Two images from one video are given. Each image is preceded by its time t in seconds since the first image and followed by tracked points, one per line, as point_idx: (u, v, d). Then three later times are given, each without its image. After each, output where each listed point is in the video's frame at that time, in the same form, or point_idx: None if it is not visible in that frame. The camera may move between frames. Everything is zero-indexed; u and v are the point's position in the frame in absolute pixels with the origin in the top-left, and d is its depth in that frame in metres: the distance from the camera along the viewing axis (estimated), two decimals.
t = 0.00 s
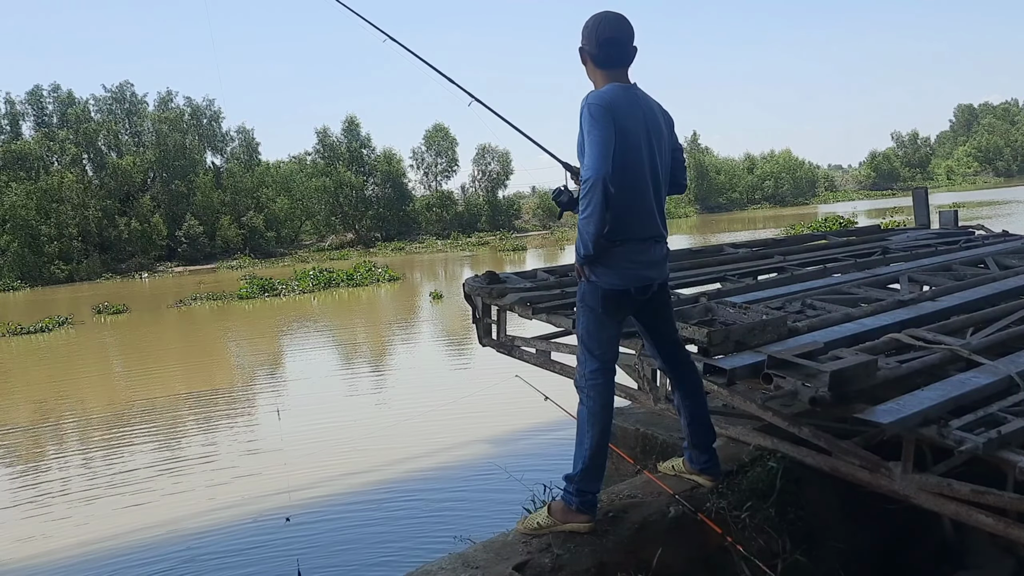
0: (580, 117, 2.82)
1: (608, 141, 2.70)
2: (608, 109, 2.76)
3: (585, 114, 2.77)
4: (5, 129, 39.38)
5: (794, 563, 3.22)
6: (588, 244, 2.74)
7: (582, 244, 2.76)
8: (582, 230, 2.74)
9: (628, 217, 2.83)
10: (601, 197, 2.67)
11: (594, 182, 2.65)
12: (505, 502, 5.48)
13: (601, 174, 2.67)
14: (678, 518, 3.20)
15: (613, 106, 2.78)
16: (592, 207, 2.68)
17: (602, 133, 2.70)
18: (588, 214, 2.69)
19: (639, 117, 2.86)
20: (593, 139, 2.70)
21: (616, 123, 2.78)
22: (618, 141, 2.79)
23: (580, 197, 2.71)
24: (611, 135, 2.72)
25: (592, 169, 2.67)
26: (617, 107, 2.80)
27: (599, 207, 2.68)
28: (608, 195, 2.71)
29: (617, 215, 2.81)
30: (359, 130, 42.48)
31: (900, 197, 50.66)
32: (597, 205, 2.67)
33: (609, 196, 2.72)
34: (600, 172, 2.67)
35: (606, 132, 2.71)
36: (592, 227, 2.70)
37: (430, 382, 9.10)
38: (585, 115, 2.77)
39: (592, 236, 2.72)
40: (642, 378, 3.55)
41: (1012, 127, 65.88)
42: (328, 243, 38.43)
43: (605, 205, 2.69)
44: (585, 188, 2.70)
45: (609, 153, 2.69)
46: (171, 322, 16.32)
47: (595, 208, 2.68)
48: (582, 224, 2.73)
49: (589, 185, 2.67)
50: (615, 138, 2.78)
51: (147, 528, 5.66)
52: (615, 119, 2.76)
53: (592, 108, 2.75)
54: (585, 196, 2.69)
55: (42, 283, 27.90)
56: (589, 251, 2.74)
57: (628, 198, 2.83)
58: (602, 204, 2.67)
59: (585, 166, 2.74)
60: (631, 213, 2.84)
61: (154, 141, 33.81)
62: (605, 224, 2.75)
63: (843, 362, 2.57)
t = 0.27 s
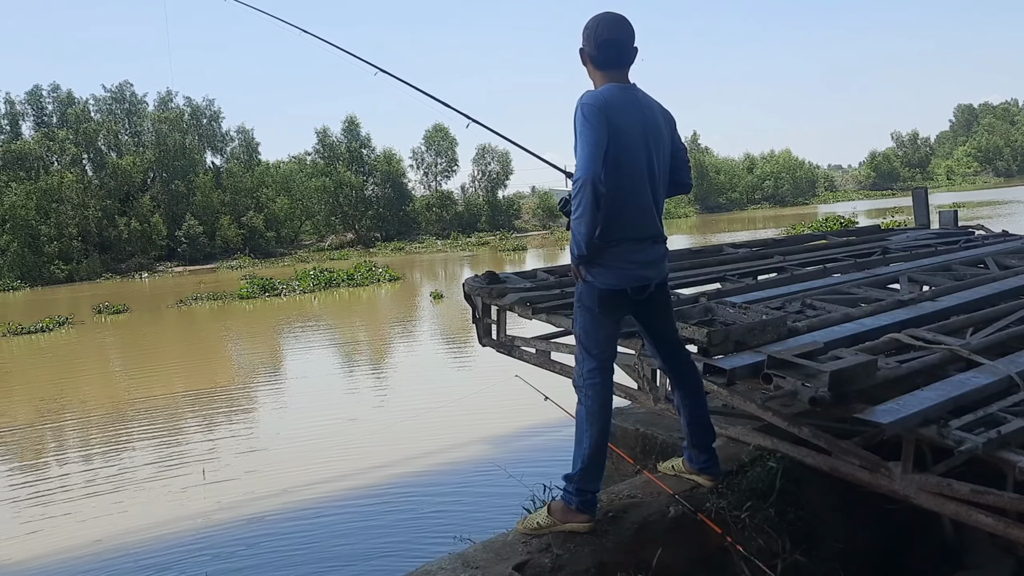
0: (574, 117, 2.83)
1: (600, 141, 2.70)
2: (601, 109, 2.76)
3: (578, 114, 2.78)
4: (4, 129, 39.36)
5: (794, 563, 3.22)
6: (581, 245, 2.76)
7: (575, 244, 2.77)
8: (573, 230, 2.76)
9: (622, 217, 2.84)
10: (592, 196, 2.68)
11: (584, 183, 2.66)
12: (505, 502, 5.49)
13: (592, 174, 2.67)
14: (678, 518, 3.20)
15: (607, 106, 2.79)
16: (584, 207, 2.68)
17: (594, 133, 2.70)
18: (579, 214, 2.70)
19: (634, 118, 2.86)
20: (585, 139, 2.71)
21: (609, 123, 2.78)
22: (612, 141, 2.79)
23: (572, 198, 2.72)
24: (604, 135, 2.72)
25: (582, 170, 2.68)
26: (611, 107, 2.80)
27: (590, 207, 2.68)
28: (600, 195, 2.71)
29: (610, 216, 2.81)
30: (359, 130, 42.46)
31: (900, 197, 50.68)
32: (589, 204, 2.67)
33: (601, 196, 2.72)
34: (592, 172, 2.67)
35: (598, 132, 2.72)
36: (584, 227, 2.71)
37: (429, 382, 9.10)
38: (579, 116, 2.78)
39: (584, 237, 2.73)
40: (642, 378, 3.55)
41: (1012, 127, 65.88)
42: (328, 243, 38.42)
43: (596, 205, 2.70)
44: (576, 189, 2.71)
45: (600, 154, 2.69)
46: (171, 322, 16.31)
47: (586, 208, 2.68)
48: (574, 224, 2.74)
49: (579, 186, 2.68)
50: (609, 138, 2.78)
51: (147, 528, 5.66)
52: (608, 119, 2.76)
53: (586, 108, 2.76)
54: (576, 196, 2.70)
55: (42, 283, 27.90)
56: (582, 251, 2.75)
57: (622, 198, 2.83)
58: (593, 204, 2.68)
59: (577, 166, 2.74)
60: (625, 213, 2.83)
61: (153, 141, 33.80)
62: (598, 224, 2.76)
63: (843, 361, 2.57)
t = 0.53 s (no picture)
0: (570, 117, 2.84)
1: (595, 141, 2.71)
2: (598, 109, 2.77)
3: (573, 114, 2.79)
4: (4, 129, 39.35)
5: (794, 563, 3.22)
6: (578, 246, 2.77)
7: (573, 244, 2.77)
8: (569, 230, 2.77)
9: (620, 217, 2.83)
10: (587, 196, 2.68)
11: (579, 182, 2.66)
12: (505, 502, 5.48)
13: (587, 174, 2.68)
14: (678, 518, 3.19)
15: (603, 107, 2.79)
16: (579, 207, 2.69)
17: (588, 133, 2.71)
18: (574, 214, 2.71)
19: (631, 117, 2.85)
20: (580, 138, 2.71)
21: (604, 124, 2.78)
22: (608, 140, 2.79)
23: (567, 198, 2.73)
24: (599, 135, 2.73)
25: (576, 170, 2.69)
26: (607, 107, 2.80)
27: (585, 207, 2.69)
28: (595, 195, 2.71)
29: (607, 215, 2.81)
30: (359, 130, 42.47)
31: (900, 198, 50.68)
32: (583, 205, 2.68)
33: (596, 196, 2.72)
34: (586, 172, 2.67)
35: (593, 131, 2.72)
36: (579, 227, 2.72)
37: (429, 382, 9.10)
38: (574, 115, 2.79)
39: (580, 237, 2.73)
40: (642, 378, 3.55)
41: (1013, 127, 65.87)
42: (327, 242, 38.41)
43: (591, 205, 2.70)
44: (571, 189, 2.71)
45: (595, 155, 2.70)
46: (171, 322, 16.29)
47: (581, 208, 2.69)
48: (571, 224, 2.75)
49: (574, 186, 2.69)
50: (604, 138, 2.78)
51: (148, 527, 5.66)
52: (603, 118, 2.76)
53: (581, 108, 2.76)
54: (571, 196, 2.71)
55: (41, 283, 27.88)
56: (578, 251, 2.76)
57: (619, 198, 2.83)
58: (587, 204, 2.68)
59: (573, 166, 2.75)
60: (621, 213, 2.83)
61: (153, 141, 33.81)
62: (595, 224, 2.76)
63: (843, 361, 2.57)
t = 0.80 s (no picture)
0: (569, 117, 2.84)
1: (592, 142, 2.71)
2: (596, 109, 2.77)
3: (572, 114, 2.79)
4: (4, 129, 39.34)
5: (793, 563, 3.22)
6: (578, 246, 2.77)
7: (572, 244, 2.78)
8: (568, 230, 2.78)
9: (619, 217, 2.84)
10: (585, 196, 2.69)
11: (577, 182, 2.67)
12: (505, 502, 5.48)
13: (585, 174, 2.68)
14: (677, 518, 3.20)
15: (601, 106, 2.79)
16: (577, 207, 2.70)
17: (586, 133, 2.71)
18: (573, 214, 2.72)
19: (630, 116, 2.85)
20: (578, 139, 2.72)
21: (603, 123, 2.78)
22: (606, 140, 2.79)
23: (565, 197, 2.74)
24: (597, 135, 2.73)
25: (573, 170, 2.69)
26: (606, 107, 2.80)
27: (583, 207, 2.69)
28: (593, 195, 2.71)
29: (606, 214, 2.82)
30: (359, 130, 42.49)
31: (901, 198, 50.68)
32: (582, 205, 2.68)
33: (593, 195, 2.73)
34: (584, 172, 2.68)
35: (592, 131, 2.73)
36: (578, 227, 2.73)
37: (429, 383, 9.09)
38: (573, 114, 2.79)
39: (578, 237, 2.74)
40: (642, 378, 3.55)
41: (1013, 127, 65.84)
42: (328, 242, 38.41)
43: (589, 205, 2.71)
44: (569, 189, 2.72)
45: (593, 154, 2.70)
46: (172, 322, 16.28)
47: (579, 207, 2.70)
48: (570, 224, 2.75)
49: (572, 186, 2.69)
50: (603, 137, 2.79)
51: (148, 527, 5.65)
52: (602, 118, 2.77)
53: (580, 107, 2.77)
54: (570, 195, 2.71)
55: (42, 283, 27.88)
56: (578, 252, 2.76)
57: (618, 198, 2.83)
58: (586, 203, 2.69)
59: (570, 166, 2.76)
60: (622, 213, 2.83)
61: (153, 140, 33.83)
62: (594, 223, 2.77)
63: (843, 361, 2.57)
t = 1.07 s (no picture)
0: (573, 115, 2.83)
1: (596, 141, 2.71)
2: (600, 108, 2.77)
3: (576, 112, 2.78)
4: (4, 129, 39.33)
5: (794, 563, 3.22)
6: (579, 245, 2.77)
7: (574, 243, 2.77)
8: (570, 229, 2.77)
9: (621, 217, 2.84)
10: (588, 195, 2.68)
11: (580, 181, 2.67)
12: (505, 502, 5.47)
13: (588, 173, 2.68)
14: (677, 518, 3.19)
15: (605, 105, 2.79)
16: (579, 207, 2.70)
17: (590, 132, 2.71)
18: (576, 213, 2.72)
19: (633, 115, 2.85)
20: (582, 137, 2.72)
21: (607, 123, 2.78)
22: (610, 139, 2.79)
23: (568, 196, 2.73)
24: (601, 134, 2.73)
25: (577, 169, 2.69)
26: (610, 106, 2.80)
27: (586, 207, 2.69)
28: (596, 194, 2.71)
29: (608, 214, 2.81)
30: (359, 130, 42.49)
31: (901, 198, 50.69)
32: (584, 204, 2.68)
33: (596, 195, 2.72)
34: (587, 170, 2.68)
35: (595, 130, 2.72)
36: (580, 226, 2.72)
37: (429, 383, 9.09)
38: (577, 113, 2.79)
39: (581, 236, 2.74)
40: (642, 378, 3.55)
41: (1013, 127, 65.83)
42: (327, 242, 38.41)
43: (592, 204, 2.71)
44: (572, 188, 2.72)
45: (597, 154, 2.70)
46: (172, 322, 16.28)
47: (582, 206, 2.69)
48: (572, 223, 2.75)
49: (575, 184, 2.69)
50: (606, 137, 2.78)
51: (148, 527, 5.65)
52: (605, 117, 2.77)
53: (584, 105, 2.76)
54: (573, 194, 2.71)
55: (41, 284, 27.88)
56: (580, 251, 2.76)
57: (620, 198, 2.84)
58: (589, 202, 2.69)
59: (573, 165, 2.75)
60: (624, 214, 2.84)
61: (153, 140, 33.83)
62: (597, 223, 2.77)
63: (843, 361, 2.57)
